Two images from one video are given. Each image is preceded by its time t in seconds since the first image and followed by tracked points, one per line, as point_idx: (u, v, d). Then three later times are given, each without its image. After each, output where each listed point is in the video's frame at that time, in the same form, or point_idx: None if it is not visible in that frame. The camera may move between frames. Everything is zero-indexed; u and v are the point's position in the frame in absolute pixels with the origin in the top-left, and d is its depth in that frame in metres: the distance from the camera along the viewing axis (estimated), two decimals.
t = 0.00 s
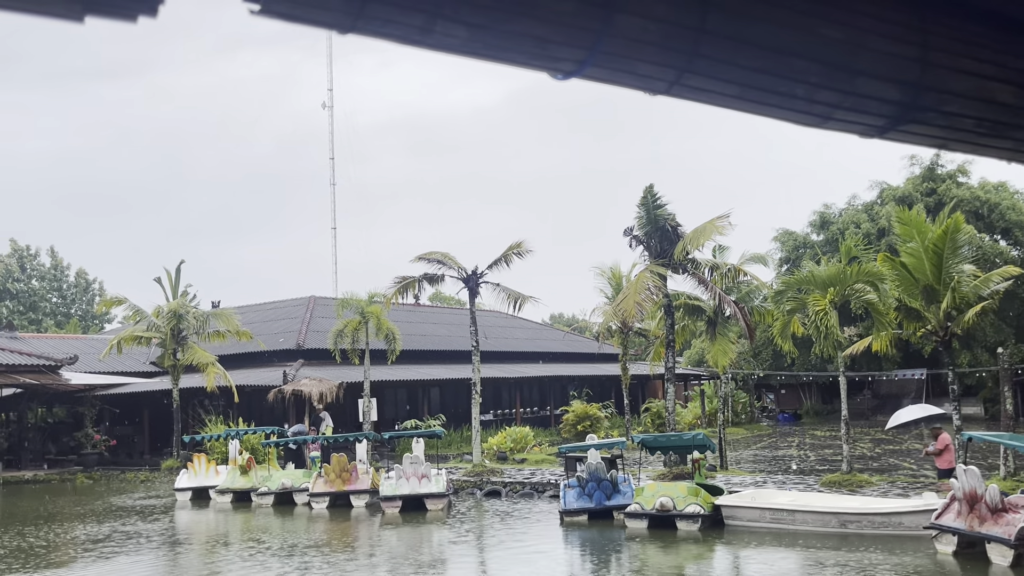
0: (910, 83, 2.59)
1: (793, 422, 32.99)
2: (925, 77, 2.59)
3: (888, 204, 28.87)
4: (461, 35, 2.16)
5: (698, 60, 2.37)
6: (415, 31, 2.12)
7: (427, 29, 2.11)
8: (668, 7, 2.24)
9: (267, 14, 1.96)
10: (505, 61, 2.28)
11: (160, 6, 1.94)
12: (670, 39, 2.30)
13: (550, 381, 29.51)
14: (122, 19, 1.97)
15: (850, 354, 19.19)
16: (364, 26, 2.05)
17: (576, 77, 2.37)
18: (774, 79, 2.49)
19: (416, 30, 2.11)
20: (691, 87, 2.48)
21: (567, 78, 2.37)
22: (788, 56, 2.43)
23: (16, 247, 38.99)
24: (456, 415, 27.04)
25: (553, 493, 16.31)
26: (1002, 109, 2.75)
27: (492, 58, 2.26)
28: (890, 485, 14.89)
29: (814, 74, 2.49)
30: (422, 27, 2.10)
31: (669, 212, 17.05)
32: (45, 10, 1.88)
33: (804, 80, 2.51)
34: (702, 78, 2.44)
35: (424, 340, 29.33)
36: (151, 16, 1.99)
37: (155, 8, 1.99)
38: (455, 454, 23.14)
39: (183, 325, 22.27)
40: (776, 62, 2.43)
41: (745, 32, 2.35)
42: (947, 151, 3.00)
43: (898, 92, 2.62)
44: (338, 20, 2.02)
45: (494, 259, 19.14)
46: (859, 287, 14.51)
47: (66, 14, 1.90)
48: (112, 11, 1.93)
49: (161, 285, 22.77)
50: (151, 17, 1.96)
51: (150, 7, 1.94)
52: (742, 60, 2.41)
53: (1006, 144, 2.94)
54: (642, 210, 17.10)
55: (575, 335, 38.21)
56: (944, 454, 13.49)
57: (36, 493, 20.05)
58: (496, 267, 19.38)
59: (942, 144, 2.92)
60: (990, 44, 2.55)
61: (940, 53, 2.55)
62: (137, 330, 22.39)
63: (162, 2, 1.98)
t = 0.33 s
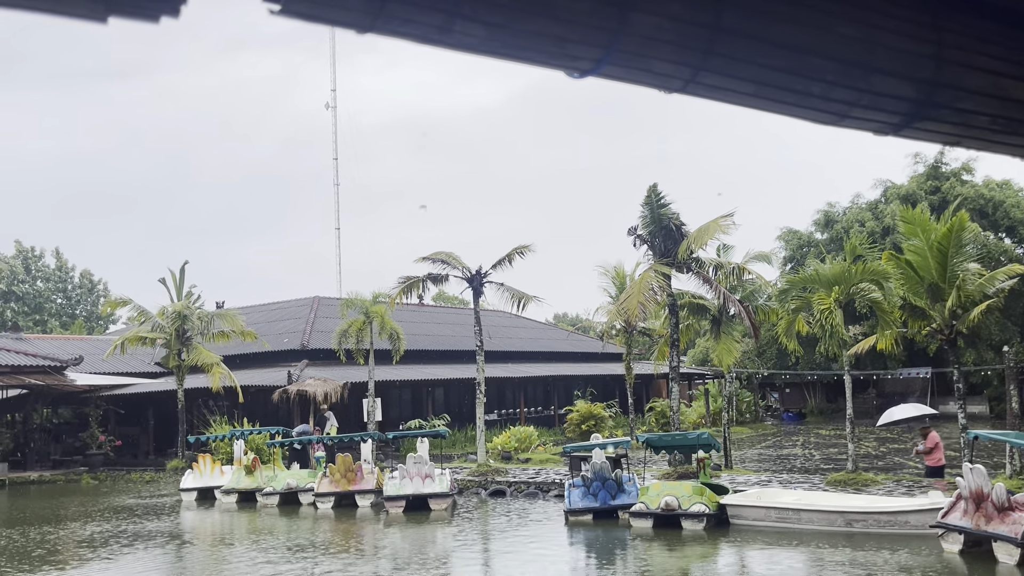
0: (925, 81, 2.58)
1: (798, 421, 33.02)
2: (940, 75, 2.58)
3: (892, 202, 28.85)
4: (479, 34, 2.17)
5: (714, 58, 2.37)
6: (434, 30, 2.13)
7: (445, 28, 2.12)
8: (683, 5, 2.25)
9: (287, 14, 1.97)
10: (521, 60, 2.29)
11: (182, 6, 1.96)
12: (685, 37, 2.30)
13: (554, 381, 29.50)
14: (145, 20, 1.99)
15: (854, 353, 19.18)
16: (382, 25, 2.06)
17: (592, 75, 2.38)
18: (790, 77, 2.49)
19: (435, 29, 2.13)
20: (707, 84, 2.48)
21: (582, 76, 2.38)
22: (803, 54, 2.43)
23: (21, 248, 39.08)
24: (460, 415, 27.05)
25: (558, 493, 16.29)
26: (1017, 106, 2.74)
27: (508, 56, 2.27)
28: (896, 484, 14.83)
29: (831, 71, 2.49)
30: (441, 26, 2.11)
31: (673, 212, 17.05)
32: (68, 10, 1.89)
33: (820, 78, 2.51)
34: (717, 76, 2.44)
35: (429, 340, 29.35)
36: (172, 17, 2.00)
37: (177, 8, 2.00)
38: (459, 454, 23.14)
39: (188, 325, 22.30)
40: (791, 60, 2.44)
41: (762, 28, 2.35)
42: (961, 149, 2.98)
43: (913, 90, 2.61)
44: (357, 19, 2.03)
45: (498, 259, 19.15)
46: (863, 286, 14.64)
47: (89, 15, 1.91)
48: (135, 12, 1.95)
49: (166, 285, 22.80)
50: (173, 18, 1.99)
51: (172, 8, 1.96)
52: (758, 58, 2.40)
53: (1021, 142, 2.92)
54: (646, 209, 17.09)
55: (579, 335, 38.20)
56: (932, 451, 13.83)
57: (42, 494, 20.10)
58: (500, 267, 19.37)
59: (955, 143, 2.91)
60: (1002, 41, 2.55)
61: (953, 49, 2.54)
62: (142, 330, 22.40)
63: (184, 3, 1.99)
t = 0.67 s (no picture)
0: (939, 76, 2.59)
1: (803, 420, 33.03)
2: (954, 71, 2.58)
3: (897, 200, 28.81)
4: (494, 32, 2.19)
5: (729, 54, 2.38)
6: (449, 28, 2.15)
7: (461, 26, 2.15)
8: (698, 2, 2.26)
9: (304, 13, 1.98)
10: (536, 58, 2.31)
11: (200, 5, 1.98)
12: (700, 34, 2.32)
13: (558, 380, 29.50)
14: (163, 19, 2.00)
15: (860, 351, 19.14)
16: (398, 23, 2.07)
17: (606, 73, 2.40)
18: (805, 73, 2.50)
19: (450, 27, 2.15)
20: (722, 81, 2.49)
21: (596, 73, 2.40)
22: (818, 50, 2.44)
23: (26, 250, 39.17)
24: (465, 414, 27.07)
25: (563, 493, 16.28)
26: None
27: (523, 54, 2.29)
28: (901, 482, 14.82)
29: (844, 68, 2.50)
30: (456, 24, 2.13)
31: (678, 210, 17.01)
32: (87, 10, 1.90)
33: (834, 74, 2.52)
34: (732, 73, 2.45)
35: (433, 339, 29.37)
36: (190, 17, 2.02)
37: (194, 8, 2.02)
38: (464, 454, 23.16)
39: (193, 326, 22.34)
40: (806, 56, 2.45)
41: (775, 26, 2.37)
42: (974, 145, 2.99)
43: (927, 86, 2.61)
44: (374, 18, 2.05)
45: (503, 258, 19.15)
46: (868, 284, 14.62)
47: (108, 15, 1.93)
48: (153, 11, 1.96)
49: (171, 285, 22.85)
50: (190, 17, 2.00)
51: (190, 8, 1.98)
52: (772, 55, 2.42)
53: None
54: (651, 207, 17.06)
55: (583, 334, 38.18)
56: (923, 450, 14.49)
57: (49, 494, 20.16)
58: (505, 266, 19.38)
59: (968, 139, 2.92)
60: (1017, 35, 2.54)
61: (967, 45, 2.55)
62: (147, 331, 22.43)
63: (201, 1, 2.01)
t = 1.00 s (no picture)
0: (954, 73, 2.62)
1: (808, 419, 33.00)
2: (968, 67, 2.62)
3: (902, 198, 28.74)
4: (509, 29, 2.23)
5: (744, 51, 2.43)
6: (465, 24, 2.19)
7: (476, 23, 2.19)
8: None
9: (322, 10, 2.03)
10: (553, 55, 2.36)
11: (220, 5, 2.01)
12: (715, 31, 2.36)
13: (564, 379, 29.48)
14: (184, 20, 2.03)
15: (865, 348, 19.09)
16: (413, 21, 2.11)
17: (620, 70, 2.45)
18: (819, 69, 2.55)
19: (466, 23, 2.19)
20: (737, 77, 2.54)
21: (610, 71, 2.45)
22: (832, 47, 2.48)
23: (31, 251, 39.30)
24: (470, 413, 27.08)
25: (569, 492, 16.28)
26: None
27: (539, 52, 2.33)
28: (907, 480, 14.81)
29: (858, 63, 2.54)
30: (471, 21, 2.18)
31: (683, 208, 16.99)
32: (108, 9, 1.92)
33: (849, 70, 2.56)
34: (746, 70, 2.51)
35: (438, 339, 29.40)
36: (210, 16, 2.05)
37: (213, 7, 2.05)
38: (469, 453, 23.17)
39: (198, 326, 22.38)
40: (821, 53, 2.49)
41: (791, 21, 2.40)
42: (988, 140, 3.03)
43: (941, 82, 2.65)
44: (391, 15, 2.09)
45: (507, 258, 19.15)
46: (874, 282, 14.59)
47: (129, 14, 1.95)
48: (174, 10, 1.99)
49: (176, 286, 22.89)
50: (209, 17, 2.04)
51: (209, 7, 2.01)
52: (788, 51, 2.46)
53: None
54: (656, 206, 17.04)
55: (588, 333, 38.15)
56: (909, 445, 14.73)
57: (56, 495, 20.21)
58: (509, 266, 19.39)
59: (982, 134, 2.96)
60: None
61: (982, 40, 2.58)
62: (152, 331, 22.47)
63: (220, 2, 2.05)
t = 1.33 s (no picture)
0: (967, 69, 2.73)
1: (814, 417, 32.97)
2: (982, 64, 2.72)
3: (908, 196, 28.65)
4: (527, 29, 2.33)
5: (759, 48, 2.54)
6: (484, 24, 2.29)
7: (495, 23, 2.29)
8: None
9: (343, 10, 2.12)
10: (571, 54, 2.46)
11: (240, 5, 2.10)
12: (730, 29, 2.47)
13: (569, 379, 29.48)
14: (205, 19, 2.14)
15: (872, 347, 19.01)
16: (433, 20, 2.22)
17: (635, 68, 2.55)
18: (834, 66, 2.65)
19: (485, 24, 2.29)
20: (751, 75, 2.65)
21: (626, 69, 2.55)
22: (846, 44, 2.59)
23: (36, 252, 39.42)
24: (475, 413, 27.11)
25: (575, 491, 16.28)
26: None
27: (557, 51, 2.44)
28: (913, 478, 14.81)
29: (874, 61, 2.65)
30: (491, 21, 2.28)
31: (687, 207, 16.97)
32: (133, 11, 2.02)
33: (863, 68, 2.66)
34: (759, 67, 2.61)
35: (444, 339, 29.43)
36: (229, 16, 2.14)
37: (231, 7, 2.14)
38: (475, 452, 23.19)
39: (204, 326, 22.44)
40: (835, 50, 2.59)
41: (804, 19, 2.51)
42: (1002, 136, 3.13)
43: (955, 79, 2.75)
44: (413, 14, 2.19)
45: (512, 257, 19.16)
46: (880, 281, 14.59)
47: (150, 14, 2.05)
48: (197, 11, 2.10)
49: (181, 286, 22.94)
50: (232, 17, 2.14)
51: (230, 9, 2.12)
52: (802, 49, 2.57)
53: None
54: (661, 205, 17.01)
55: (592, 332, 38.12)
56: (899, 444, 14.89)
57: (63, 495, 20.29)
58: (514, 265, 19.39)
59: (998, 130, 3.06)
60: None
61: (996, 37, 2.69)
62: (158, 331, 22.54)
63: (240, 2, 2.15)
